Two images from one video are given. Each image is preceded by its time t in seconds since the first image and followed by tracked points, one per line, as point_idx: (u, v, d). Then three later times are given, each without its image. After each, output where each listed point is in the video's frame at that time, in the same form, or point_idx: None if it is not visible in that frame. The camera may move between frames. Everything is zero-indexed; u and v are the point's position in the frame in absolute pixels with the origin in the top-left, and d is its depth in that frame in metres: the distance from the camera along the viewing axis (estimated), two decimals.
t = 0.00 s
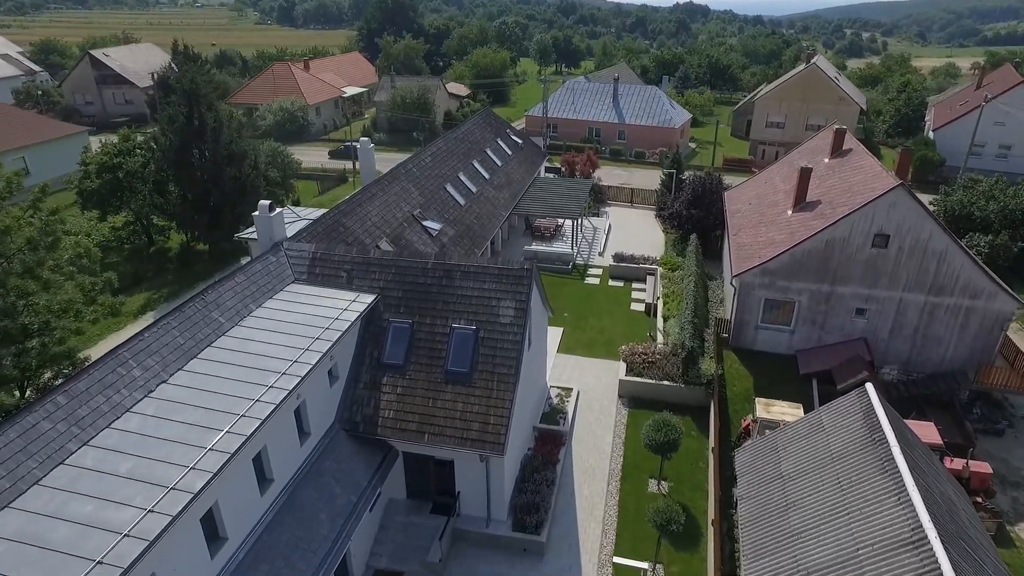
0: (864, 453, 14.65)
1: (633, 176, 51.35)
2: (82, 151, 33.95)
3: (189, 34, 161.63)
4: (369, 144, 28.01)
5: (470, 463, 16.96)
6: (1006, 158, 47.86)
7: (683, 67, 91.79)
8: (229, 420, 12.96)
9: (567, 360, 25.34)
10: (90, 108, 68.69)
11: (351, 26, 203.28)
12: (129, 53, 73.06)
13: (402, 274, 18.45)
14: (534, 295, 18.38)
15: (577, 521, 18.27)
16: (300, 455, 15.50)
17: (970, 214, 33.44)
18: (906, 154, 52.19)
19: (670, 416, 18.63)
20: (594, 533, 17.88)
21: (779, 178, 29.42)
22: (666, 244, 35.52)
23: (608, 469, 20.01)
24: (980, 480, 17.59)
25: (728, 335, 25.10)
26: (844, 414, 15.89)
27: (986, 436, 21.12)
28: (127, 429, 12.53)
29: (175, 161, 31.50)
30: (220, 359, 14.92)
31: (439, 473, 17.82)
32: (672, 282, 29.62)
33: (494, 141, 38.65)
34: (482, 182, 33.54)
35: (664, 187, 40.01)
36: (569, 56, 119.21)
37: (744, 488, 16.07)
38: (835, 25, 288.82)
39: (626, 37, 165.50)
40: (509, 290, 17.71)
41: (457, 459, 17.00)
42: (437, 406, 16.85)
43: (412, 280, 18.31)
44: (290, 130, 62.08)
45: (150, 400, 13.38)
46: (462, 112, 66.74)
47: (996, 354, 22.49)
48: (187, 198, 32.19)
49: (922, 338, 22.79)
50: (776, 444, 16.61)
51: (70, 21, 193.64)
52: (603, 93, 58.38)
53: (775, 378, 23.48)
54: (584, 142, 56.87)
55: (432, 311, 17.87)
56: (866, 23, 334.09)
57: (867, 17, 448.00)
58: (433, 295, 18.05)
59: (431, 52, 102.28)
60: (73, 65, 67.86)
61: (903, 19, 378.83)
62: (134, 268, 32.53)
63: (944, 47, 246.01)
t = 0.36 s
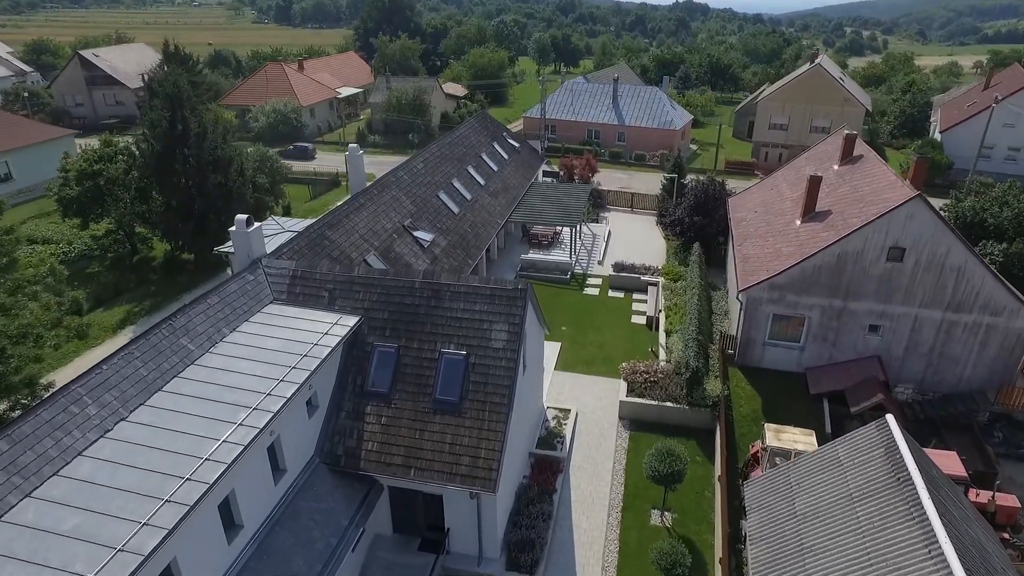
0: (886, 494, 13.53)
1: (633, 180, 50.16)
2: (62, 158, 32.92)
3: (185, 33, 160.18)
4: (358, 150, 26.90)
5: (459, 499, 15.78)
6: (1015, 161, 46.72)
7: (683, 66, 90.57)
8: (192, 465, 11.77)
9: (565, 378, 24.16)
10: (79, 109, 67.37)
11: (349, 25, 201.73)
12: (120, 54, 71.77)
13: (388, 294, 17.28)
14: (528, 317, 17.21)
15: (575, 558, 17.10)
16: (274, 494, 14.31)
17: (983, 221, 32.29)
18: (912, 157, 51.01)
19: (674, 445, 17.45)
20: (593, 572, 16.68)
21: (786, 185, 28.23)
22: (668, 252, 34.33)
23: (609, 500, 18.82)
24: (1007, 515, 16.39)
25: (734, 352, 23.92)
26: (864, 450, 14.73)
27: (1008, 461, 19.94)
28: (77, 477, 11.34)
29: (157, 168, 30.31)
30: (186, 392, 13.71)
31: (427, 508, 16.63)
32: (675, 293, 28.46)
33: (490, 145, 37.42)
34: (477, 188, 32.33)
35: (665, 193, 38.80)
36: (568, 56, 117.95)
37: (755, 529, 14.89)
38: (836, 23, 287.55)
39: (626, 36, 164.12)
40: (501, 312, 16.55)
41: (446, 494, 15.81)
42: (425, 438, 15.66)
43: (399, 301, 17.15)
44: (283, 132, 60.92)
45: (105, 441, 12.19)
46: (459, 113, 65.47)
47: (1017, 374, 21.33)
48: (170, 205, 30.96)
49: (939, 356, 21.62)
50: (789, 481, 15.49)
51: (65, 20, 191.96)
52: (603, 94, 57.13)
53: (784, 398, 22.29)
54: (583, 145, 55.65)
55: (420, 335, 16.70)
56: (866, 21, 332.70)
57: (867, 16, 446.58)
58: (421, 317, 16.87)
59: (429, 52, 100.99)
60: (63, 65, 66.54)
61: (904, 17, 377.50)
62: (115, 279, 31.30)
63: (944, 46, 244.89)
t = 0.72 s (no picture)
0: (914, 543, 12.37)
1: (634, 183, 48.96)
2: (41, 165, 31.83)
3: (180, 32, 158.77)
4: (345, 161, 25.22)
5: (449, 542, 14.58)
6: None
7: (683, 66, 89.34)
8: (147, 521, 10.58)
9: (564, 398, 23.00)
10: (68, 111, 66.14)
11: (346, 24, 200.21)
12: (111, 55, 70.57)
13: (373, 317, 16.11)
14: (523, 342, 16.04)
15: None
16: (246, 542, 13.11)
17: (996, 228, 31.13)
18: (918, 160, 49.90)
19: (679, 478, 16.31)
20: None
21: (794, 193, 27.05)
22: (669, 261, 33.17)
23: (611, 534, 17.64)
24: None
25: (741, 370, 22.76)
26: (888, 491, 13.55)
27: None
28: (16, 537, 10.17)
29: (138, 176, 29.14)
30: (148, 432, 12.53)
31: (415, 549, 15.45)
32: (678, 306, 27.28)
33: (485, 149, 36.22)
34: (472, 195, 31.12)
35: (666, 199, 37.62)
36: (567, 54, 116.45)
37: (768, 573, 13.76)
38: (835, 21, 286.28)
39: (625, 35, 162.83)
40: (494, 337, 15.39)
41: (434, 536, 14.61)
42: (412, 475, 14.46)
43: (384, 325, 15.98)
44: (275, 135, 59.70)
45: (53, 492, 11.01)
46: (456, 115, 64.26)
47: None
48: (152, 214, 29.76)
49: (958, 376, 20.45)
50: (805, 520, 14.35)
51: (60, 19, 190.53)
52: (602, 95, 55.93)
53: (794, 421, 21.12)
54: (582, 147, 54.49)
55: (407, 362, 15.52)
56: (866, 19, 331.73)
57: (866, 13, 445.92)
58: (408, 342, 15.68)
59: (425, 51, 99.82)
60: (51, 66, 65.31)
61: (903, 15, 376.28)
62: (96, 290, 30.08)
63: (944, 44, 244.07)
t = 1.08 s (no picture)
0: None
1: (634, 187, 47.75)
2: (19, 174, 30.64)
3: (176, 32, 157.37)
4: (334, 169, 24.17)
5: None
6: None
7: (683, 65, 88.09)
8: None
9: (564, 421, 21.85)
10: (57, 113, 64.77)
11: (343, 23, 198.62)
12: (101, 56, 69.23)
13: (357, 346, 14.95)
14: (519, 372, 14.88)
15: None
16: None
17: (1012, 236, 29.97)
18: (925, 163, 48.79)
19: (687, 513, 15.25)
20: None
21: (803, 202, 25.90)
22: (672, 270, 32.02)
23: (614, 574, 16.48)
24: None
25: (750, 391, 21.62)
26: (919, 541, 12.39)
27: None
28: None
29: (118, 185, 27.93)
30: (105, 482, 11.34)
31: None
32: (682, 320, 26.13)
33: (482, 155, 35.06)
34: (468, 204, 29.92)
35: (668, 205, 36.47)
36: (565, 54, 115.01)
37: None
38: (834, 19, 285.19)
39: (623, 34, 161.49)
40: (488, 368, 14.24)
41: None
42: (398, 520, 13.27)
43: (369, 354, 14.81)
44: (268, 138, 58.43)
45: None
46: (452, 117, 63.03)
47: None
48: (134, 225, 28.57)
49: (981, 399, 19.32)
50: (827, 568, 13.19)
51: (55, 19, 188.97)
52: (601, 97, 54.74)
53: (808, 446, 19.97)
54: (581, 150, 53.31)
55: (394, 395, 14.34)
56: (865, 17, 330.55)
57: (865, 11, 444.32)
58: (395, 374, 14.52)
59: (422, 52, 98.46)
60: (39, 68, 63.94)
61: (902, 12, 375.16)
62: (75, 305, 28.85)
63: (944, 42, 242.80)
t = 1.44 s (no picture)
0: None
1: (635, 192, 46.59)
2: None
3: (171, 33, 155.89)
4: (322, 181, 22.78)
5: None
6: None
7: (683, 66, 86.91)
8: None
9: (564, 447, 20.70)
10: (46, 117, 63.46)
11: (339, 23, 197.16)
12: (90, 59, 67.96)
13: (339, 380, 13.78)
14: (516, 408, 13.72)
15: None
16: None
17: None
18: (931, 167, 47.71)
19: (696, 558, 14.63)
20: None
21: (813, 213, 24.76)
22: (675, 281, 30.87)
23: None
24: None
25: (761, 415, 20.47)
26: None
27: None
28: None
29: (95, 196, 26.73)
30: (50, 546, 10.10)
31: None
32: (687, 337, 25.01)
33: (478, 161, 33.92)
34: (463, 214, 28.74)
35: (671, 213, 35.33)
36: (563, 54, 113.71)
37: None
38: (834, 18, 284.08)
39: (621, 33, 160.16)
40: (481, 407, 13.09)
41: None
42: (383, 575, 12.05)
43: (353, 390, 13.64)
44: (260, 142, 57.20)
45: None
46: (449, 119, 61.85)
47: None
48: (115, 237, 27.41)
49: (1007, 426, 18.20)
50: None
51: (50, 19, 187.45)
52: (601, 100, 53.58)
53: (823, 475, 18.83)
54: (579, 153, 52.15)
55: (380, 435, 13.16)
56: (864, 15, 329.57)
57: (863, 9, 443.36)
58: (380, 411, 13.34)
59: (418, 53, 97.21)
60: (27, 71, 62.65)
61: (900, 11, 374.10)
62: (53, 320, 27.70)
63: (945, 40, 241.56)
